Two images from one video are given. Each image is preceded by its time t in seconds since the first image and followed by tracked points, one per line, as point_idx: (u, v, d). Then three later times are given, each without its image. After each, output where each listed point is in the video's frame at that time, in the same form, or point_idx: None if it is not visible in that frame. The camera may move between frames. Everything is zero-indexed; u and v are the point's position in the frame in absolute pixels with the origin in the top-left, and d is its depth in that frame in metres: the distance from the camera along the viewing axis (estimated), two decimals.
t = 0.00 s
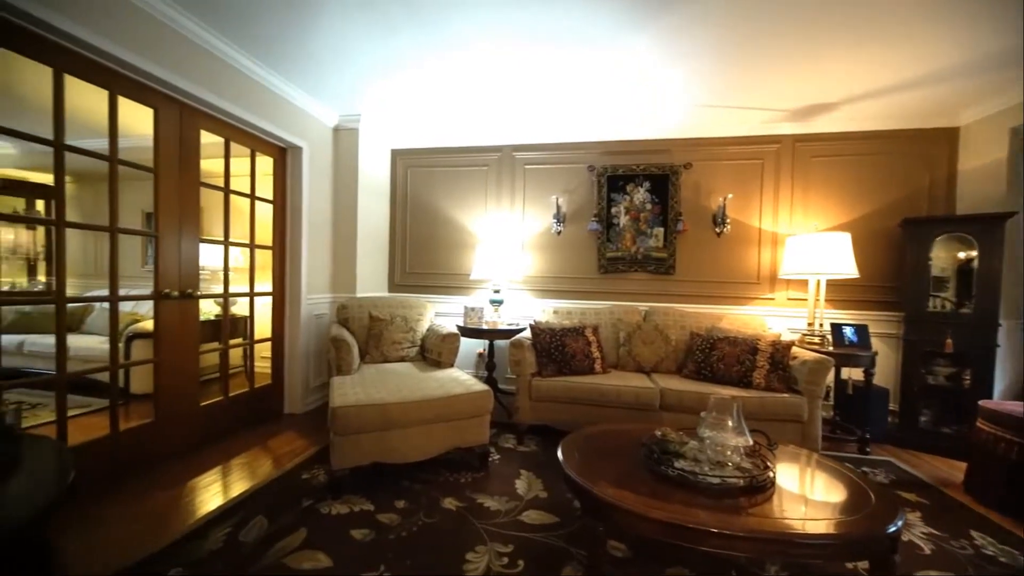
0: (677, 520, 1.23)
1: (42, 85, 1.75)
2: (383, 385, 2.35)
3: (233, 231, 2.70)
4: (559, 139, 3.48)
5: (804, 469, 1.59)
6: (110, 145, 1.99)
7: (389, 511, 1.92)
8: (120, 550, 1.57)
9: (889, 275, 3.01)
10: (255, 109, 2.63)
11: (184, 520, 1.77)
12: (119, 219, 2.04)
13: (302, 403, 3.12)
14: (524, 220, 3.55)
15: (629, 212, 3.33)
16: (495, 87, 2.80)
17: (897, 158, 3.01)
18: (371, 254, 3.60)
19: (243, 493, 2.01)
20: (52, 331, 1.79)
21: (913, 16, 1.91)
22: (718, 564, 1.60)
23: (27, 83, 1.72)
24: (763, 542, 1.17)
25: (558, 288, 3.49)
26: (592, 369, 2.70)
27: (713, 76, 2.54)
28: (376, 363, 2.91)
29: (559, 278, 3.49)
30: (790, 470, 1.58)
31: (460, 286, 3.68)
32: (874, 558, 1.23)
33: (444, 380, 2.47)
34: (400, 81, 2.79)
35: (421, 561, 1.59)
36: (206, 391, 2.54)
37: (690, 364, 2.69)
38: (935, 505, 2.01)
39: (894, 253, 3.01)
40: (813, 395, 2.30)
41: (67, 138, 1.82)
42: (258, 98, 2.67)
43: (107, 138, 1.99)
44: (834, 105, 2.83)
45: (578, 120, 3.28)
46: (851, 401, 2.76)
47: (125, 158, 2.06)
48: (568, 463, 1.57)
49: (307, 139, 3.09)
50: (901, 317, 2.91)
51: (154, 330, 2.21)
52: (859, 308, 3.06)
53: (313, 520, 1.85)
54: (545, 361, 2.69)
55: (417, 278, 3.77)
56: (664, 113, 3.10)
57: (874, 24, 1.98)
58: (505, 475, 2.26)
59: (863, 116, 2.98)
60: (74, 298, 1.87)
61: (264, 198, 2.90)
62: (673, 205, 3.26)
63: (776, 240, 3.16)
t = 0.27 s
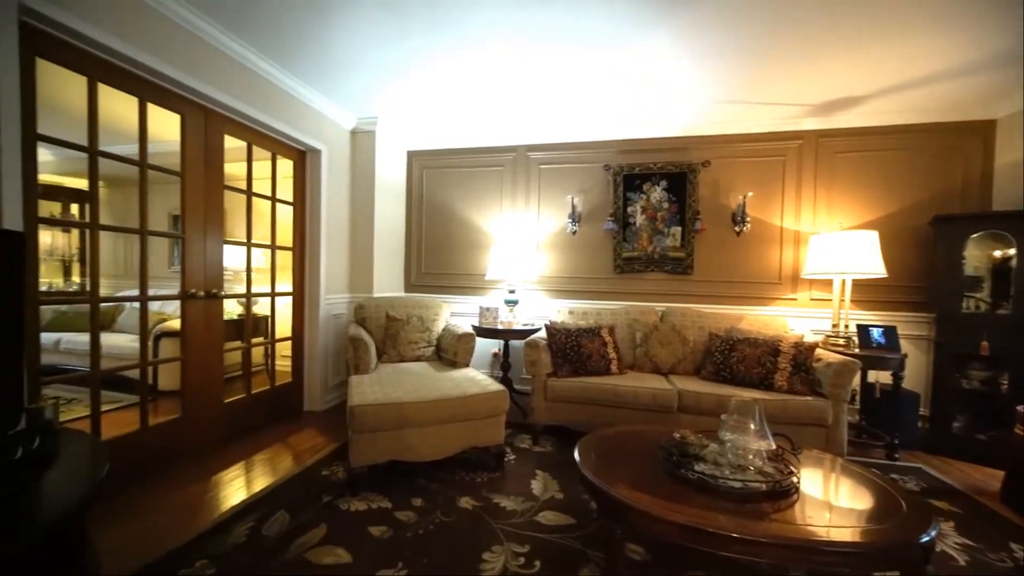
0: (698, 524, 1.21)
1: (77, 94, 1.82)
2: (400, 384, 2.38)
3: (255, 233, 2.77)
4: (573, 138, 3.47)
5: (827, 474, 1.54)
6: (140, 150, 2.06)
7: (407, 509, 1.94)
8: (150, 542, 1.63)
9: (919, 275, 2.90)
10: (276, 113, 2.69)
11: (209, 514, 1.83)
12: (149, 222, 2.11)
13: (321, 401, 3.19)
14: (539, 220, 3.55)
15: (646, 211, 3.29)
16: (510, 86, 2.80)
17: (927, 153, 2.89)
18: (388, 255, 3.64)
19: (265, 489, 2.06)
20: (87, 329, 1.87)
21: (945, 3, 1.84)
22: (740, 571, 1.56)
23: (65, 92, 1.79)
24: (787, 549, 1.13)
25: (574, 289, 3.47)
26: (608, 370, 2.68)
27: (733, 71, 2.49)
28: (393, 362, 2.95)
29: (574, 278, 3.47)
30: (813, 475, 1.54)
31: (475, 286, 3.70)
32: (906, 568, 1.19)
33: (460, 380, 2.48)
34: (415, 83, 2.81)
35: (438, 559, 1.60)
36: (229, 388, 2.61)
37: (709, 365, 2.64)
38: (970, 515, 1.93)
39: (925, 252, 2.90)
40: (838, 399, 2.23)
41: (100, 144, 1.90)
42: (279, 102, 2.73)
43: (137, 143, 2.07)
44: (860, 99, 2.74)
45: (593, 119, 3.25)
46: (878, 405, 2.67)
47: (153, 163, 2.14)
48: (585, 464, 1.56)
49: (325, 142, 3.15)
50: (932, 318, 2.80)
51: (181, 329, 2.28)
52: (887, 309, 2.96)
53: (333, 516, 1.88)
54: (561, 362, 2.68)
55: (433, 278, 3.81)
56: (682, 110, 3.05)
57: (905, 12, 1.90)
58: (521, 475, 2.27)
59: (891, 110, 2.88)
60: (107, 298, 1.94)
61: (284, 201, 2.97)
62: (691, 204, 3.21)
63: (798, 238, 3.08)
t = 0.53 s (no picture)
0: (719, 528, 1.19)
1: (110, 102, 1.89)
2: (417, 383, 2.41)
3: (277, 234, 2.83)
4: (588, 138, 3.45)
5: (853, 479, 1.50)
6: (168, 155, 2.14)
7: (424, 507, 1.96)
8: (178, 534, 1.69)
9: (951, 274, 2.79)
10: (296, 117, 2.75)
11: (233, 508, 1.88)
12: (176, 224, 2.19)
13: (339, 399, 3.25)
14: (554, 220, 3.54)
15: (663, 210, 3.25)
16: (526, 86, 2.80)
17: (959, 148, 2.78)
18: (404, 255, 3.69)
19: (286, 484, 2.11)
20: (119, 328, 1.95)
21: None
22: None
23: (99, 101, 1.87)
24: (812, 556, 1.11)
25: (589, 289, 3.45)
26: (624, 371, 2.66)
27: (753, 67, 2.44)
28: (410, 361, 2.98)
29: (590, 278, 3.46)
30: (838, 480, 1.49)
31: (491, 286, 3.71)
32: None
33: (476, 379, 2.49)
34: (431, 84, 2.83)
35: (455, 558, 1.61)
36: (252, 386, 2.68)
37: (728, 367, 2.60)
38: (1006, 525, 1.85)
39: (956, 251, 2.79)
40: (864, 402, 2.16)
41: (131, 150, 1.97)
42: (299, 106, 2.79)
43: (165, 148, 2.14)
44: (887, 92, 2.65)
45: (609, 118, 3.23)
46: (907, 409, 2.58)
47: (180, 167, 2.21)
48: (602, 465, 1.56)
49: (343, 144, 3.20)
50: (964, 319, 2.70)
51: (205, 328, 2.35)
52: (916, 310, 2.86)
53: (352, 512, 1.91)
54: (577, 362, 2.67)
55: (449, 279, 3.84)
56: (699, 108, 3.01)
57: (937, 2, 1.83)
58: (537, 475, 2.27)
59: (920, 103, 2.78)
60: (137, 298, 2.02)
61: (304, 203, 3.03)
62: (709, 202, 3.16)
63: (822, 237, 3.00)
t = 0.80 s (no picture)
0: (740, 533, 1.17)
1: (141, 110, 1.97)
2: (433, 383, 2.43)
3: (297, 235, 2.90)
4: (604, 137, 3.43)
5: (881, 485, 1.46)
6: (195, 160, 2.21)
7: (441, 506, 1.98)
8: (205, 526, 1.74)
9: (985, 274, 2.68)
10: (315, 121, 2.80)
11: (257, 503, 1.93)
12: (202, 226, 2.25)
13: (357, 397, 3.30)
14: (569, 220, 3.53)
15: (680, 209, 3.21)
16: (541, 86, 2.79)
17: (994, 142, 2.67)
18: (420, 256, 3.72)
19: (306, 481, 2.15)
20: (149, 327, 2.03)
21: None
22: None
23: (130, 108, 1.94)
24: (839, 564, 1.08)
25: (605, 289, 3.43)
26: (641, 372, 2.64)
27: (774, 63, 2.39)
28: (426, 361, 3.01)
29: (605, 278, 3.43)
30: (866, 487, 1.45)
31: (506, 286, 3.72)
32: None
33: (492, 379, 2.50)
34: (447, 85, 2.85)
35: (473, 557, 1.62)
36: (274, 383, 2.74)
37: (748, 369, 2.55)
38: None
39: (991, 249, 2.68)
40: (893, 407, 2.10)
41: (161, 155, 2.05)
42: (318, 109, 2.84)
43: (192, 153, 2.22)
44: (916, 86, 2.56)
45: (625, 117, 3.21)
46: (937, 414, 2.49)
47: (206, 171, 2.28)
48: (620, 466, 1.55)
49: (361, 146, 3.25)
50: (999, 321, 2.59)
51: (229, 327, 2.42)
52: (946, 311, 2.75)
53: (371, 509, 1.94)
54: (593, 363, 2.66)
55: (464, 279, 3.87)
56: (718, 105, 2.95)
57: None
58: (553, 476, 2.26)
59: (952, 96, 2.67)
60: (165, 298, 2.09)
61: (324, 205, 3.09)
62: (728, 201, 3.10)
63: (846, 236, 2.92)
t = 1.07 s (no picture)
0: (765, 538, 1.14)
1: (173, 116, 2.05)
2: (450, 382, 2.45)
3: (318, 236, 2.97)
4: (620, 135, 3.39)
5: (914, 493, 1.40)
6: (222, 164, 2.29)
7: (458, 504, 1.99)
8: (232, 518, 1.80)
9: None
10: (335, 124, 2.86)
11: (280, 496, 1.99)
12: (228, 228, 2.33)
13: (375, 395, 3.35)
14: (585, 219, 3.51)
15: (698, 207, 3.15)
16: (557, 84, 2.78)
17: None
18: (436, 256, 3.76)
19: (327, 476, 2.20)
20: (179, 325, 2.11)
21: None
22: None
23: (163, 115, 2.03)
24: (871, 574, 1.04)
25: (621, 289, 3.39)
26: (659, 373, 2.60)
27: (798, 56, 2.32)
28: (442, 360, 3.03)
29: (622, 279, 3.40)
30: (896, 495, 1.39)
31: (521, 286, 3.72)
32: None
33: (509, 380, 2.51)
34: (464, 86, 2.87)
35: (490, 555, 1.63)
36: (295, 381, 2.82)
37: (771, 371, 2.48)
38: None
39: None
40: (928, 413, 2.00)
41: (190, 160, 2.13)
42: (338, 113, 2.90)
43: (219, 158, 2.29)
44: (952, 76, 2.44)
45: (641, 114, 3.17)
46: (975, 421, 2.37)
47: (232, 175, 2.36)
48: (640, 468, 1.53)
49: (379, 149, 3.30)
50: None
51: (254, 326, 2.49)
52: (985, 312, 2.62)
53: (390, 506, 1.97)
54: (609, 363, 2.63)
55: (480, 279, 3.88)
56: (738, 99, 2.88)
57: None
58: (569, 477, 2.25)
59: (991, 86, 2.54)
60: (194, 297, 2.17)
61: (343, 207, 3.16)
62: (749, 199, 3.03)
63: (875, 234, 2.81)
